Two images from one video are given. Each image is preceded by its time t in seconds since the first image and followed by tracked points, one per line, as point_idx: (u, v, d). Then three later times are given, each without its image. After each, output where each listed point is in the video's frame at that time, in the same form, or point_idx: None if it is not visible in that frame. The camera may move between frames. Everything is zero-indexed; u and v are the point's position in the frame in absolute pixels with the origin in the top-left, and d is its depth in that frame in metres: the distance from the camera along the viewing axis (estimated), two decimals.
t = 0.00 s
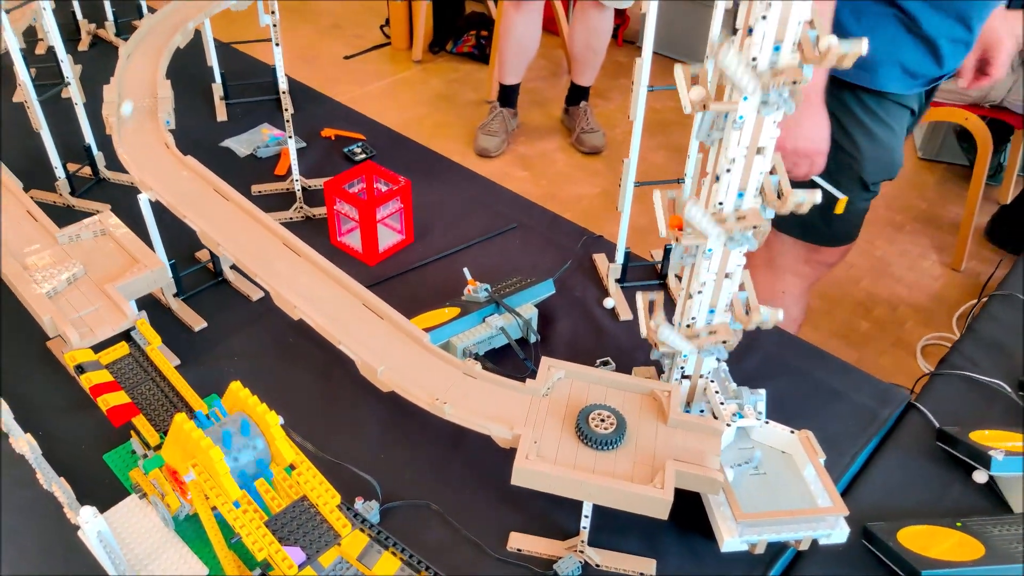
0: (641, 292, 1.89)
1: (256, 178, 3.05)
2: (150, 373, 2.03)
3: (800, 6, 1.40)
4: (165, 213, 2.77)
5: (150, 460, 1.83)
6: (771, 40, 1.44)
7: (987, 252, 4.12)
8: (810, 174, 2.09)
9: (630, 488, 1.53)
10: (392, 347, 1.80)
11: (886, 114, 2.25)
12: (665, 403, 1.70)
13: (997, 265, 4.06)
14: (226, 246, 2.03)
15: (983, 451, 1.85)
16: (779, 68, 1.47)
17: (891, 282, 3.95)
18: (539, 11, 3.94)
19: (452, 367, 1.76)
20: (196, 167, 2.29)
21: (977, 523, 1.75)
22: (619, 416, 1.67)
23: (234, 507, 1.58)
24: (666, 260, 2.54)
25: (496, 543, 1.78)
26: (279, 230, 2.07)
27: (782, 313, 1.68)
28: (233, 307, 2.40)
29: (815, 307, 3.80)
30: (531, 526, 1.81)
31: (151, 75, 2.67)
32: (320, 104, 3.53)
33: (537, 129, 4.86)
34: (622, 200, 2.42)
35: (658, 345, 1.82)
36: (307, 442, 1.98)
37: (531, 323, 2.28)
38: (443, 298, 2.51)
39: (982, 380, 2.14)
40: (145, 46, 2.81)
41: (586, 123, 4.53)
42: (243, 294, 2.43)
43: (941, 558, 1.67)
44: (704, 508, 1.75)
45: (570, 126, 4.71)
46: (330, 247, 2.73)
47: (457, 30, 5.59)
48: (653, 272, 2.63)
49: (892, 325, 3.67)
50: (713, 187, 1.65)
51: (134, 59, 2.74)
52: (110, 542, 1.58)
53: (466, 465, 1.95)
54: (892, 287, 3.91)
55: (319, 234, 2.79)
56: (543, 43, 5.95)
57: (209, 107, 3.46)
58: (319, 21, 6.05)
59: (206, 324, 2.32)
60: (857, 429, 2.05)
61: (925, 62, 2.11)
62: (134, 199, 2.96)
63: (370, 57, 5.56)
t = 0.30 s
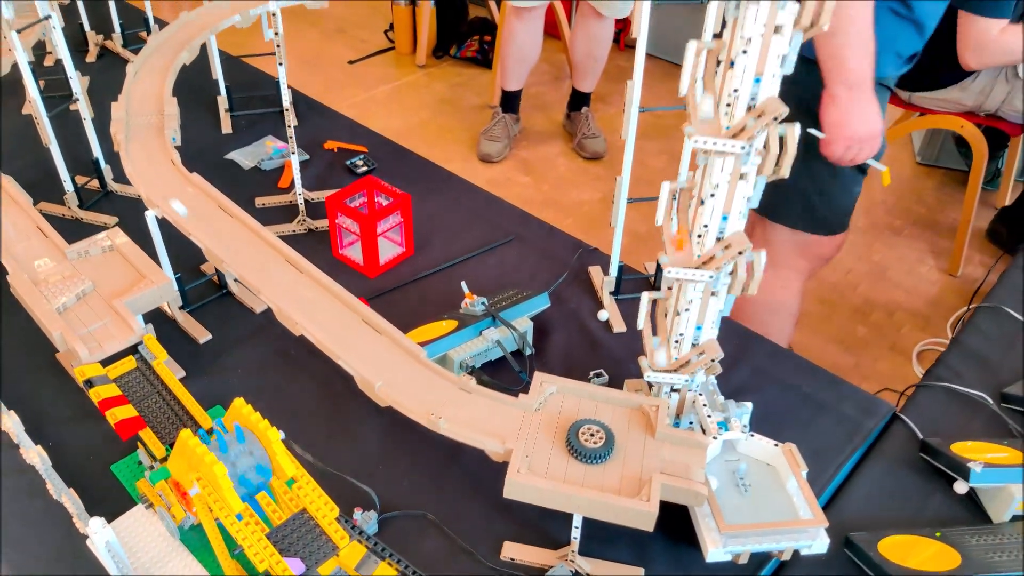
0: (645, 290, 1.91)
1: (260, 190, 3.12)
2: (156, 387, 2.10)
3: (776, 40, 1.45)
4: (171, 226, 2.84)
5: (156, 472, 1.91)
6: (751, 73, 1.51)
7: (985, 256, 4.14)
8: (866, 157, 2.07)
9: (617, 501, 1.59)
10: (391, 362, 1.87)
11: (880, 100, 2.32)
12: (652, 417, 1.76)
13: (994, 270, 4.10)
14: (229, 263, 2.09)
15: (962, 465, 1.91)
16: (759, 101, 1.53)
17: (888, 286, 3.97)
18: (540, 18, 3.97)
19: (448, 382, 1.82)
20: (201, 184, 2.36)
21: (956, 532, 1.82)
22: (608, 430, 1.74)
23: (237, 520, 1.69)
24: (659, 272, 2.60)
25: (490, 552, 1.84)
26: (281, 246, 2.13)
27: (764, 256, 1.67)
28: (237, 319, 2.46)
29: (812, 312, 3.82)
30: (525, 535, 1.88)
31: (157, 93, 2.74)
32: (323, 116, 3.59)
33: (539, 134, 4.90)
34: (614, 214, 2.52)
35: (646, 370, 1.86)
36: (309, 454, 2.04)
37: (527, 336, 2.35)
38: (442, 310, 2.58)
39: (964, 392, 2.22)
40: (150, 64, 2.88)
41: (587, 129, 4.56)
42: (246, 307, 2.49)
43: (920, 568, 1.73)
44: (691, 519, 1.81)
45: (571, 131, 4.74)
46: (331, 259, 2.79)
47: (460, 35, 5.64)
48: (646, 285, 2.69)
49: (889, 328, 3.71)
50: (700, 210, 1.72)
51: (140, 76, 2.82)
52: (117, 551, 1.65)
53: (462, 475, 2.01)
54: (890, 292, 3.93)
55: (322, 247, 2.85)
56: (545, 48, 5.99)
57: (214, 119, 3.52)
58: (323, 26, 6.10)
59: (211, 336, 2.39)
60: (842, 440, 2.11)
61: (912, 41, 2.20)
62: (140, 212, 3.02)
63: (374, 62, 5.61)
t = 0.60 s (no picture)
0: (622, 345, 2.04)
1: (262, 206, 3.16)
2: (157, 405, 2.16)
3: (758, 75, 1.52)
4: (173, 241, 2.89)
5: (157, 490, 1.95)
6: (733, 106, 1.57)
7: (982, 266, 4.13)
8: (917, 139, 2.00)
9: (605, 521, 1.64)
10: (387, 383, 1.91)
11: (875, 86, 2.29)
12: (641, 437, 1.81)
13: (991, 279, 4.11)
14: (230, 284, 2.14)
15: (947, 482, 1.96)
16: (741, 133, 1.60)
17: (884, 295, 3.89)
18: (539, 28, 4.03)
19: (441, 403, 1.86)
20: (203, 205, 2.40)
21: (939, 549, 1.86)
22: (597, 450, 1.78)
23: (235, 539, 1.75)
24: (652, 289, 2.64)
25: (482, 568, 1.88)
26: (281, 267, 2.18)
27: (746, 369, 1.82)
28: (237, 335, 2.51)
29: (811, 322, 3.74)
30: (516, 551, 1.92)
31: (160, 112, 2.80)
32: (325, 132, 3.64)
33: (539, 142, 4.90)
34: (608, 233, 2.58)
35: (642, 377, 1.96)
36: (306, 471, 2.09)
37: (521, 354, 2.38)
38: (439, 326, 2.62)
39: (950, 407, 2.27)
40: (154, 83, 2.94)
41: (587, 137, 4.57)
42: (246, 323, 2.54)
43: None
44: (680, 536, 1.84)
45: (572, 139, 4.74)
46: (330, 275, 2.83)
47: (462, 44, 5.68)
48: (639, 302, 2.73)
49: (886, 337, 3.66)
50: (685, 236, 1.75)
51: (144, 95, 2.88)
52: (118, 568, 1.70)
53: (457, 492, 2.05)
54: (885, 300, 3.86)
55: (321, 262, 2.89)
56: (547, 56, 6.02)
57: (216, 134, 3.57)
58: (327, 34, 6.14)
59: (211, 352, 2.44)
60: (829, 457, 2.17)
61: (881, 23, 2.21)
62: (143, 227, 3.07)
63: (377, 70, 5.65)
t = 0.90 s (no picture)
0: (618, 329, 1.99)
1: (267, 212, 3.21)
2: (165, 409, 2.21)
3: (751, 89, 1.59)
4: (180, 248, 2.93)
5: (166, 492, 2.00)
6: (728, 119, 1.63)
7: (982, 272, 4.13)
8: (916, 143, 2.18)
9: (603, 523, 1.67)
10: (390, 389, 1.95)
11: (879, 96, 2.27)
12: (639, 441, 1.85)
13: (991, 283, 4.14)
14: (236, 290, 2.18)
15: (939, 485, 1.99)
16: (736, 144, 1.65)
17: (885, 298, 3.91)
18: (539, 34, 4.07)
19: (443, 408, 1.90)
20: (209, 213, 2.45)
21: (931, 552, 1.90)
22: (595, 454, 1.82)
23: (241, 540, 1.79)
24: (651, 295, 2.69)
25: (483, 569, 1.92)
26: (285, 274, 2.23)
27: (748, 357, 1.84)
28: (242, 340, 2.55)
29: (808, 326, 3.76)
30: (516, 553, 1.96)
31: (167, 121, 2.84)
32: (329, 138, 3.69)
33: (541, 147, 4.91)
34: (607, 239, 2.62)
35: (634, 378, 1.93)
36: (311, 474, 2.13)
37: (521, 358, 2.43)
38: (441, 331, 2.66)
39: (943, 412, 2.31)
40: (162, 91, 2.99)
41: (589, 143, 4.61)
42: (251, 328, 2.58)
43: None
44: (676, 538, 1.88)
45: (574, 144, 4.77)
46: (334, 281, 2.87)
47: (465, 49, 5.72)
48: (638, 307, 2.78)
49: (885, 340, 3.70)
50: (682, 244, 1.79)
51: (151, 104, 2.93)
52: (128, 570, 1.75)
53: (458, 494, 2.10)
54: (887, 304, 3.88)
55: (325, 268, 2.94)
56: (550, 61, 6.05)
57: (222, 141, 3.62)
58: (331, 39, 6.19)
59: (217, 357, 2.48)
60: (824, 461, 2.21)
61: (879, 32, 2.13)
62: (150, 233, 3.12)
63: (380, 75, 5.70)
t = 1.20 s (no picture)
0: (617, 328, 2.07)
1: (269, 221, 3.29)
2: (169, 414, 2.28)
3: (730, 111, 1.67)
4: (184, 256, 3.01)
5: (170, 495, 2.08)
6: (709, 140, 1.72)
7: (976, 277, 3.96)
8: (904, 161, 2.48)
9: (589, 526, 1.75)
10: (387, 396, 2.02)
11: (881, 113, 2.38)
12: (625, 446, 1.92)
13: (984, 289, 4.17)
14: (239, 300, 2.26)
15: (917, 490, 2.06)
16: (717, 164, 1.74)
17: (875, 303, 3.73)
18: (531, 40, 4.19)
19: (438, 414, 1.98)
20: (213, 224, 2.52)
21: (907, 555, 1.96)
22: (583, 459, 1.89)
23: (242, 541, 1.87)
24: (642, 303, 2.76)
25: (477, 570, 2.00)
26: (287, 284, 2.30)
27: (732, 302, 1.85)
28: (245, 347, 2.63)
29: (804, 332, 3.57)
30: (508, 555, 2.03)
31: (172, 133, 2.92)
32: (330, 148, 3.77)
33: (540, 153, 4.97)
34: (599, 250, 2.69)
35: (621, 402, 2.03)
36: (310, 477, 2.20)
37: (514, 365, 2.51)
38: (437, 339, 2.74)
39: (924, 418, 2.37)
40: (167, 103, 3.08)
41: (588, 148, 4.68)
42: (253, 335, 2.66)
43: None
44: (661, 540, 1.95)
45: (573, 151, 4.84)
46: (334, 289, 2.95)
47: (466, 56, 5.78)
48: (630, 315, 2.85)
49: (879, 346, 3.49)
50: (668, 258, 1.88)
51: (157, 116, 3.01)
52: (134, 570, 1.83)
53: (453, 497, 2.17)
54: (877, 309, 3.69)
55: (325, 276, 3.01)
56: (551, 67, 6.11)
57: (226, 150, 3.70)
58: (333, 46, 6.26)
59: (220, 363, 2.56)
60: (807, 466, 2.28)
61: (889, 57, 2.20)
62: (155, 241, 3.19)
63: (382, 81, 5.76)
